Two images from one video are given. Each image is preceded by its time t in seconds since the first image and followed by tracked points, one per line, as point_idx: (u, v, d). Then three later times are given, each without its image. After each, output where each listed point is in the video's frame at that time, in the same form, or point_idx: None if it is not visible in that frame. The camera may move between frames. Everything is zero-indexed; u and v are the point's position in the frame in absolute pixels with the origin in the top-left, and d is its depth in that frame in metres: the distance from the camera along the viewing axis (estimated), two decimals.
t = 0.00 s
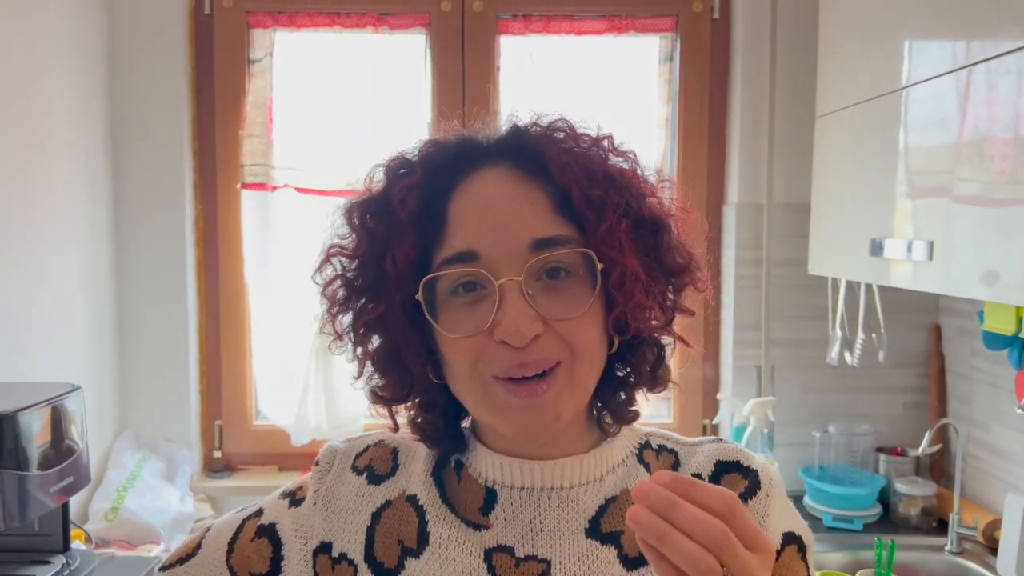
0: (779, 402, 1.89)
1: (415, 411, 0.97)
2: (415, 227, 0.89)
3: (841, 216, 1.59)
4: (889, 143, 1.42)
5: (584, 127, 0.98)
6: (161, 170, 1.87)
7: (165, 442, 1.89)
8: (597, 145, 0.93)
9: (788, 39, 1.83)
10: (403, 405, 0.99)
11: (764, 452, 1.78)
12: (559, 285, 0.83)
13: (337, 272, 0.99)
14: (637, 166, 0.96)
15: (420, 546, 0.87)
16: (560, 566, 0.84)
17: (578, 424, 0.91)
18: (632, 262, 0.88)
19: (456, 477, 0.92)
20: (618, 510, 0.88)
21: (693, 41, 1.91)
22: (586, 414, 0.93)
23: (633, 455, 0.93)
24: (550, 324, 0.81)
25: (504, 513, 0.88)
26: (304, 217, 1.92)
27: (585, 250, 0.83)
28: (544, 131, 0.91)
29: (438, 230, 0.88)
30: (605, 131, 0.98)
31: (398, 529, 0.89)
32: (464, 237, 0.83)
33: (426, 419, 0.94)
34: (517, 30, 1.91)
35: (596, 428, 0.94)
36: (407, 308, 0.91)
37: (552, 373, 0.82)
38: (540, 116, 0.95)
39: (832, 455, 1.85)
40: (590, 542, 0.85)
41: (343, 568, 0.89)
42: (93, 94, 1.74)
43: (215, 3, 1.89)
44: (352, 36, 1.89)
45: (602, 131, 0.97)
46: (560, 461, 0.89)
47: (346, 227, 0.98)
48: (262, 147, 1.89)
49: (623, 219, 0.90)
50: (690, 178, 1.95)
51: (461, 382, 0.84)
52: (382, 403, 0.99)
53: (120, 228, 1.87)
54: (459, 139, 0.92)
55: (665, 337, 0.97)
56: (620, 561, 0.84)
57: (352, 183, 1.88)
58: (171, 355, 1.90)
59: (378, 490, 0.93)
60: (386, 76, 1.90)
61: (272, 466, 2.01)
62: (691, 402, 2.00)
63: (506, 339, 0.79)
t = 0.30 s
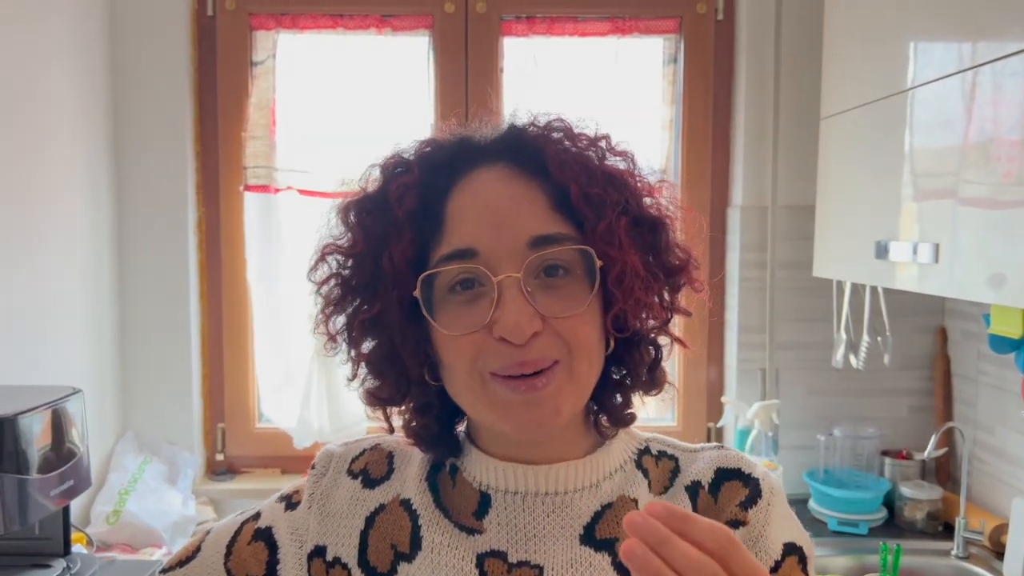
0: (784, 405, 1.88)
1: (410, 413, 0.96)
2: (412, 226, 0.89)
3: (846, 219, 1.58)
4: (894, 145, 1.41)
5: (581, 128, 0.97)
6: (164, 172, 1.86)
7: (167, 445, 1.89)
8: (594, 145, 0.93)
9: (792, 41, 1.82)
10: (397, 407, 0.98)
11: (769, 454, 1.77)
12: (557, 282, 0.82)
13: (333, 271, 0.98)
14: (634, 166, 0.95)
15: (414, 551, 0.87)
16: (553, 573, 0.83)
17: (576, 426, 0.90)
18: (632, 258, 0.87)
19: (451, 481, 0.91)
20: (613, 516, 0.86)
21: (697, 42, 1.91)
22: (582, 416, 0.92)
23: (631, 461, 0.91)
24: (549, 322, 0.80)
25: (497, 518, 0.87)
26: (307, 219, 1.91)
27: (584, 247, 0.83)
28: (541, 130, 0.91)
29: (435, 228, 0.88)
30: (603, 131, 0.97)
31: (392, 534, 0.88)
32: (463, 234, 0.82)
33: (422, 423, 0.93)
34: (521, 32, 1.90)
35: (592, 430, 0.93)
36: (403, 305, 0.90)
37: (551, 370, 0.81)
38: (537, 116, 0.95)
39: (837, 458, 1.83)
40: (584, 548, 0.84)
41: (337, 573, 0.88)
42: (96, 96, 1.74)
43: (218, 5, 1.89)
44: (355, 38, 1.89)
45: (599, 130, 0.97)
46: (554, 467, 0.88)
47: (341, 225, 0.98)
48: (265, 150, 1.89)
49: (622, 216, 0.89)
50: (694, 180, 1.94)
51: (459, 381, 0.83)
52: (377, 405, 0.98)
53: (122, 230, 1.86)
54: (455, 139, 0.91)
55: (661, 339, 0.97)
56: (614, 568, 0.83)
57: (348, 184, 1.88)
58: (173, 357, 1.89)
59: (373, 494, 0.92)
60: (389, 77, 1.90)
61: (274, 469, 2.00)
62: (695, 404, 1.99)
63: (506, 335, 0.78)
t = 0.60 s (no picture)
0: (788, 406, 1.87)
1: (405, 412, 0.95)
2: (401, 223, 0.89)
3: (850, 219, 1.58)
4: (898, 145, 1.40)
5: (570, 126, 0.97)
6: (167, 175, 1.86)
7: (171, 448, 1.89)
8: (582, 143, 0.92)
9: (795, 40, 1.82)
10: (391, 404, 0.97)
11: (773, 455, 1.76)
12: (545, 278, 0.82)
13: (325, 270, 0.98)
14: (623, 163, 0.94)
15: (408, 548, 0.88)
16: (542, 571, 0.83)
17: (570, 424, 0.89)
18: (617, 252, 0.86)
19: (448, 480, 0.91)
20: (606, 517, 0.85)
21: (700, 42, 1.90)
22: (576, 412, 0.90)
23: (629, 461, 0.90)
24: (536, 317, 0.79)
25: (491, 517, 0.87)
26: (309, 221, 1.91)
27: (569, 242, 0.83)
28: (530, 129, 0.91)
29: (424, 223, 0.88)
30: (593, 130, 0.96)
31: (388, 532, 0.90)
32: (451, 231, 0.83)
33: (416, 420, 0.94)
34: (523, 33, 1.90)
35: (588, 427, 0.91)
36: (393, 303, 0.90)
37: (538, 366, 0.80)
38: (526, 115, 0.94)
39: (842, 459, 1.81)
40: (574, 549, 0.84)
41: (337, 569, 0.90)
42: (99, 100, 1.74)
43: (221, 7, 1.89)
44: (357, 40, 1.89)
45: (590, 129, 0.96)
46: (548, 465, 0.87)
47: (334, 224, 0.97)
48: (268, 152, 1.89)
49: (607, 211, 0.88)
50: (698, 181, 1.94)
51: (448, 379, 0.83)
52: (369, 402, 0.96)
53: (126, 233, 1.87)
54: (445, 138, 0.91)
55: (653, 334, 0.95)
56: (603, 568, 0.82)
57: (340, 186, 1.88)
58: (176, 360, 1.89)
59: (373, 492, 0.94)
60: (390, 78, 1.89)
61: (278, 471, 2.00)
62: (699, 406, 1.98)
63: (491, 331, 0.78)
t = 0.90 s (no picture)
0: (791, 410, 1.87)
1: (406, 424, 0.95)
2: (402, 237, 0.89)
3: (852, 223, 1.58)
4: (899, 149, 1.40)
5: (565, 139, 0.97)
6: (169, 183, 1.87)
7: (175, 456, 1.89)
8: (578, 156, 0.92)
9: (795, 44, 1.82)
10: (393, 416, 0.97)
11: (777, 460, 1.78)
12: (544, 288, 0.82)
13: (327, 284, 0.98)
14: (617, 174, 0.94)
15: (409, 553, 0.88)
16: None
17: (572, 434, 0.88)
18: (614, 263, 0.86)
19: (451, 488, 0.92)
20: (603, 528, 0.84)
21: (700, 47, 1.90)
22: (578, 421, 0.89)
23: (631, 474, 0.88)
24: (535, 326, 0.80)
25: (490, 525, 0.87)
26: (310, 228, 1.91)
27: (568, 253, 0.83)
28: (526, 143, 0.91)
29: (424, 236, 0.88)
30: (587, 142, 0.97)
31: (390, 537, 0.90)
32: (450, 244, 0.83)
33: (420, 432, 0.93)
34: (524, 39, 1.91)
35: (589, 437, 0.90)
36: (395, 313, 0.90)
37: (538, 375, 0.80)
38: (522, 129, 0.94)
39: (845, 464, 1.83)
40: (568, 559, 0.82)
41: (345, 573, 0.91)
42: (100, 108, 1.74)
43: (221, 15, 1.90)
44: (358, 47, 1.89)
45: (584, 141, 0.97)
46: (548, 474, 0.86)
47: (335, 238, 0.98)
48: (270, 160, 1.90)
49: (604, 223, 0.88)
50: (699, 185, 1.94)
51: (449, 390, 0.83)
52: (372, 413, 0.97)
53: (128, 241, 1.87)
54: (443, 154, 0.91)
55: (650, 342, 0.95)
56: None
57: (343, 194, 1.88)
58: (179, 367, 1.90)
59: (380, 498, 0.95)
60: (391, 85, 1.90)
61: (281, 479, 2.00)
62: (702, 410, 1.98)
63: (491, 341, 0.78)
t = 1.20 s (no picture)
0: (792, 411, 1.86)
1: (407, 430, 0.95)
2: (399, 241, 0.89)
3: (852, 223, 1.57)
4: (899, 148, 1.40)
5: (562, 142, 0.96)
6: (167, 187, 1.86)
7: (174, 461, 1.89)
8: (574, 159, 0.92)
9: (794, 44, 1.82)
10: (394, 420, 0.96)
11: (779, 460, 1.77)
12: (540, 289, 0.81)
13: (326, 289, 0.98)
14: (613, 175, 0.94)
15: (411, 556, 0.88)
16: None
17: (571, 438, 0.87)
18: (610, 262, 0.85)
19: (455, 492, 0.91)
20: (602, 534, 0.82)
21: (699, 47, 1.90)
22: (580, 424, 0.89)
23: (635, 482, 0.86)
24: (532, 327, 0.79)
25: (489, 529, 0.85)
26: (309, 231, 1.90)
27: (563, 252, 0.82)
28: (522, 146, 0.90)
29: (421, 237, 0.88)
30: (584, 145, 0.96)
31: (393, 540, 0.90)
32: (446, 245, 0.82)
33: (421, 439, 0.93)
34: (522, 41, 1.90)
35: (593, 440, 0.90)
36: (392, 316, 0.89)
37: (536, 375, 0.79)
38: (519, 133, 0.94)
39: (847, 464, 1.83)
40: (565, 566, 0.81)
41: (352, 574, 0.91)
42: (97, 112, 1.74)
43: (219, 18, 1.89)
44: (356, 49, 1.89)
45: (580, 143, 0.96)
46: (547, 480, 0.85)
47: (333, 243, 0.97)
48: (268, 163, 1.90)
49: (599, 222, 0.87)
50: (700, 186, 1.93)
51: (445, 391, 0.82)
52: (373, 418, 0.96)
53: (126, 245, 1.86)
54: (440, 158, 0.91)
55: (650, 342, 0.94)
56: None
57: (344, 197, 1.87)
58: (178, 372, 1.89)
59: (386, 500, 0.94)
60: (389, 87, 1.89)
61: (281, 483, 1.99)
62: (704, 412, 1.97)
63: (488, 341, 0.78)
